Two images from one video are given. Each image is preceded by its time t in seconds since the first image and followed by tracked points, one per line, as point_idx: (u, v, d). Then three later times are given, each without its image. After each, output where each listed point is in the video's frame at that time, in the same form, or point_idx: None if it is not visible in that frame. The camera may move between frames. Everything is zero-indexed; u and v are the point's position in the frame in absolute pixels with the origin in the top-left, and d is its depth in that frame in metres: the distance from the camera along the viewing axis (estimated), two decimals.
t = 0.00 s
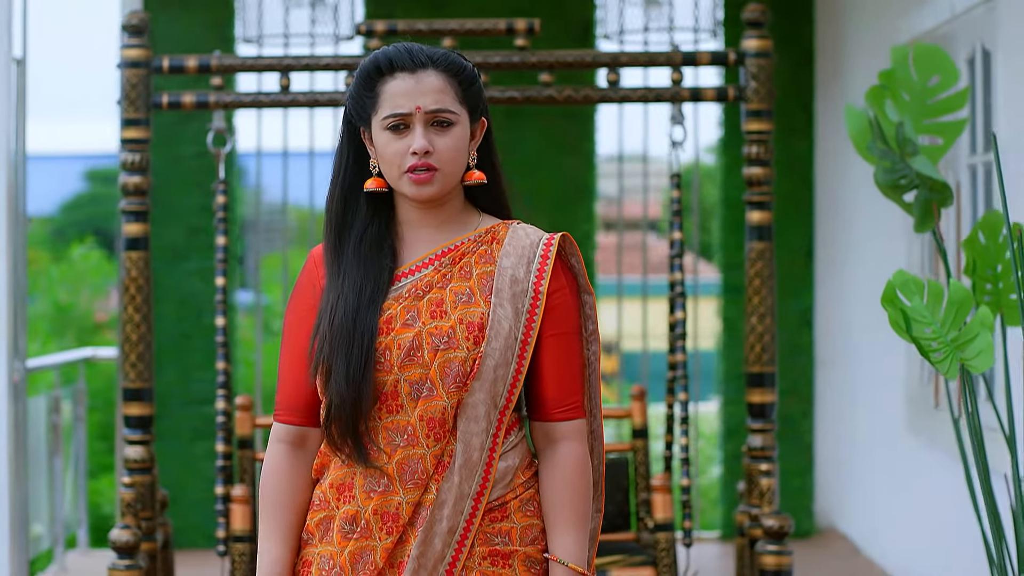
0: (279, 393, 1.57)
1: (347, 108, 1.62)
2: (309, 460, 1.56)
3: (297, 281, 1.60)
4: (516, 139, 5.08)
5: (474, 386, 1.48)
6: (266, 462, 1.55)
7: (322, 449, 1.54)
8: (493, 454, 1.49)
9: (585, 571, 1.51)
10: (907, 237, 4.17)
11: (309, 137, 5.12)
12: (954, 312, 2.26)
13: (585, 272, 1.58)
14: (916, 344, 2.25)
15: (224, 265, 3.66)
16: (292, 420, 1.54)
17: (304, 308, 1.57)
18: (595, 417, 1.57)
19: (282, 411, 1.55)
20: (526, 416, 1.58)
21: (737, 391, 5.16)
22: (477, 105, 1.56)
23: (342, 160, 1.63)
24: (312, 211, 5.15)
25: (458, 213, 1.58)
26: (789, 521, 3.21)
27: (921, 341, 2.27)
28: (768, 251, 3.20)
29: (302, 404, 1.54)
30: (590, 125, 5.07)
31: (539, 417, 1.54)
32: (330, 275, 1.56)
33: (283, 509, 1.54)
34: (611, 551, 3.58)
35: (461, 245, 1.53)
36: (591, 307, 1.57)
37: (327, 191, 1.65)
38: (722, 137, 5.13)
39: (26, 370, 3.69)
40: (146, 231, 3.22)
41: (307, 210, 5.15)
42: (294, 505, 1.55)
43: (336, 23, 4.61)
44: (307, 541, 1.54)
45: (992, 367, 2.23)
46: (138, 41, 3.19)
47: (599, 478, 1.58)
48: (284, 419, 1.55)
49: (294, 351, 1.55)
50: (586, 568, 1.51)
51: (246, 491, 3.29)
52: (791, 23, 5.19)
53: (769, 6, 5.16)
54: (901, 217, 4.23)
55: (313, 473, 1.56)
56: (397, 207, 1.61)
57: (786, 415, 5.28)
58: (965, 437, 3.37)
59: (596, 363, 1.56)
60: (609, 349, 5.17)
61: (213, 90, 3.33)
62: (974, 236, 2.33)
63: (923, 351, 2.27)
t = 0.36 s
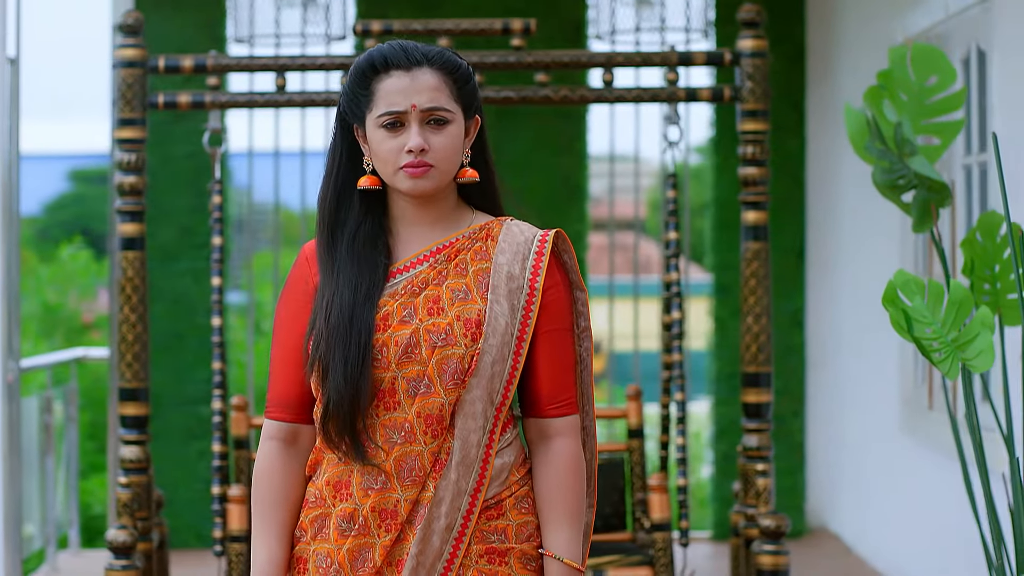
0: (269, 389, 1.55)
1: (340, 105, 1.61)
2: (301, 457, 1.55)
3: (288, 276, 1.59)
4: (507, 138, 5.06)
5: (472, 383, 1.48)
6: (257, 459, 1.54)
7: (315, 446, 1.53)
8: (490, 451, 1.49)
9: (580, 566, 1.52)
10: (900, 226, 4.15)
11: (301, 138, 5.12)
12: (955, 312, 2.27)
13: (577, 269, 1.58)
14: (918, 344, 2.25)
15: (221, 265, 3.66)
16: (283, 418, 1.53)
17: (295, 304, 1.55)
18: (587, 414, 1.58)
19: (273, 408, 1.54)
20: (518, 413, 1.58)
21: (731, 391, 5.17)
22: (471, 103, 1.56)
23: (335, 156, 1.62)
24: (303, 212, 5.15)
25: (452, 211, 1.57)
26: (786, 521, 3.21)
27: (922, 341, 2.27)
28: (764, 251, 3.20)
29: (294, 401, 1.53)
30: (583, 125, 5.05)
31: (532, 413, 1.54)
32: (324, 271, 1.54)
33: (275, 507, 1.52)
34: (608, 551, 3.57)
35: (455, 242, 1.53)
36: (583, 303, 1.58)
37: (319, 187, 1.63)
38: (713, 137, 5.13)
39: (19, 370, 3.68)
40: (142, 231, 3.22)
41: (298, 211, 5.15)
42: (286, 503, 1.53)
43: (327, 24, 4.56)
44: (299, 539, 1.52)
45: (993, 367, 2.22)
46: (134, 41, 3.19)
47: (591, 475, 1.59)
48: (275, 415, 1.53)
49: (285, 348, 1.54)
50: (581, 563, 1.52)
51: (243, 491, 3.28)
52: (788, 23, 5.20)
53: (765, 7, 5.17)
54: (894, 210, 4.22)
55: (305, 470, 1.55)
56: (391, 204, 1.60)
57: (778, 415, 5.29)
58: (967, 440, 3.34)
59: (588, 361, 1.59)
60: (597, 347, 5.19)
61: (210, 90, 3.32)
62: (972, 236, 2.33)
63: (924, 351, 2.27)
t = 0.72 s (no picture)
0: (264, 387, 1.54)
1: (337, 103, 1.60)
2: (297, 455, 1.54)
3: (282, 273, 1.58)
4: (501, 138, 5.06)
5: (472, 381, 1.48)
6: (253, 456, 1.53)
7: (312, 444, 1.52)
8: (490, 448, 1.49)
9: (578, 563, 1.52)
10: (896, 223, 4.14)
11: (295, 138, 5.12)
12: (958, 312, 2.28)
13: (573, 267, 1.59)
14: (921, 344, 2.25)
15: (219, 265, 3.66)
16: (279, 414, 1.52)
17: (290, 301, 1.54)
18: (583, 411, 1.58)
19: (269, 406, 1.53)
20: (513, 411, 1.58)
21: (727, 390, 5.17)
22: (470, 102, 1.56)
23: (332, 154, 1.61)
24: (297, 212, 5.13)
25: (449, 210, 1.57)
26: (785, 520, 3.21)
27: (926, 341, 2.28)
28: (762, 251, 3.20)
29: (288, 399, 1.52)
30: (577, 125, 5.05)
31: (529, 411, 1.54)
32: (321, 268, 1.54)
33: (272, 505, 1.52)
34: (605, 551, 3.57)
35: (453, 240, 1.53)
36: (578, 301, 1.58)
37: (315, 186, 1.62)
38: (707, 137, 5.14)
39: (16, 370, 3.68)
40: (141, 231, 3.22)
41: (290, 212, 5.14)
42: (282, 500, 1.52)
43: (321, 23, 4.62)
44: (296, 538, 1.52)
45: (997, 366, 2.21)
46: (132, 40, 3.19)
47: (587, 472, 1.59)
48: (270, 413, 1.52)
49: (280, 345, 1.53)
50: (579, 560, 1.52)
51: (242, 491, 3.28)
52: (783, 22, 5.20)
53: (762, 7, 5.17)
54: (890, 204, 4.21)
55: (302, 468, 1.54)
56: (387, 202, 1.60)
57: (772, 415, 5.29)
58: (967, 439, 3.32)
59: (584, 356, 1.57)
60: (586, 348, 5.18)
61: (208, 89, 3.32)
62: (972, 236, 2.33)
63: (929, 351, 2.27)
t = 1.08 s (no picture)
0: (261, 387, 1.53)
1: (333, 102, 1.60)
2: (296, 455, 1.54)
3: (278, 272, 1.57)
4: (495, 138, 5.05)
5: (473, 380, 1.48)
6: (252, 456, 1.53)
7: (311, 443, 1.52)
8: (490, 447, 1.49)
9: (579, 559, 1.53)
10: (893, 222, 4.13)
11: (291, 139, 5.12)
12: (962, 310, 2.26)
13: (570, 265, 1.59)
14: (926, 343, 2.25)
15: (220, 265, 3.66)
16: (277, 415, 1.52)
17: (287, 300, 1.53)
18: (581, 408, 1.59)
19: (267, 406, 1.52)
20: (511, 409, 1.58)
21: (726, 391, 5.17)
22: (467, 102, 1.56)
23: (329, 154, 1.61)
24: (293, 212, 5.14)
25: (447, 210, 1.57)
26: (785, 520, 3.20)
27: (931, 340, 2.27)
28: (761, 251, 3.20)
29: (286, 399, 1.52)
30: (573, 125, 5.05)
31: (527, 409, 1.55)
32: (319, 268, 1.53)
33: (273, 505, 1.51)
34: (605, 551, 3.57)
35: (452, 239, 1.53)
36: (575, 299, 1.58)
37: (313, 185, 1.62)
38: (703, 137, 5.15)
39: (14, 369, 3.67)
40: (141, 231, 3.21)
41: (286, 211, 5.15)
42: (282, 500, 1.52)
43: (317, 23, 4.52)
44: (297, 537, 1.52)
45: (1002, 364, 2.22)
46: (132, 40, 3.19)
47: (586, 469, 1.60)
48: (268, 413, 1.52)
49: (278, 345, 1.52)
50: (580, 557, 1.53)
51: (243, 491, 3.28)
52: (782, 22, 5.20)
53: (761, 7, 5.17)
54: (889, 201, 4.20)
55: (301, 467, 1.54)
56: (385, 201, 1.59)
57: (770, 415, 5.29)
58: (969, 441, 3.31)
59: (580, 354, 1.58)
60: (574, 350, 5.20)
61: (208, 89, 3.32)
62: (975, 237, 2.32)
63: (933, 350, 2.27)
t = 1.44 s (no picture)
0: (263, 386, 1.53)
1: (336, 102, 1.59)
2: (299, 454, 1.53)
3: (280, 271, 1.56)
4: (493, 138, 5.05)
5: (479, 378, 1.48)
6: (254, 455, 1.52)
7: (314, 443, 1.51)
8: (495, 445, 1.50)
9: (583, 555, 1.54)
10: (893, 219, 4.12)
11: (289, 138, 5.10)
12: (970, 310, 2.26)
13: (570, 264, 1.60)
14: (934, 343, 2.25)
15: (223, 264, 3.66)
16: (279, 415, 1.51)
17: (289, 300, 1.53)
18: (581, 407, 1.59)
19: (268, 406, 1.51)
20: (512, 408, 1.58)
21: (728, 390, 5.17)
22: (469, 102, 1.57)
23: (331, 154, 1.60)
24: (291, 214, 5.17)
25: (448, 210, 1.57)
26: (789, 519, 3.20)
27: (939, 340, 2.28)
28: (764, 250, 3.20)
29: (289, 398, 1.51)
30: (572, 124, 5.04)
31: (529, 408, 1.55)
32: (323, 267, 1.53)
33: (276, 504, 1.51)
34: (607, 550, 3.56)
35: (455, 238, 1.53)
36: (575, 298, 1.59)
37: (315, 185, 1.61)
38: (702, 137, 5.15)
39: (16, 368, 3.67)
40: (144, 230, 3.22)
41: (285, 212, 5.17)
42: (285, 500, 1.52)
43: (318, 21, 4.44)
44: (301, 536, 1.51)
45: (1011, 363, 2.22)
46: (134, 40, 3.18)
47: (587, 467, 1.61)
48: (271, 413, 1.51)
49: (281, 344, 1.51)
50: (583, 553, 1.54)
51: (246, 490, 3.29)
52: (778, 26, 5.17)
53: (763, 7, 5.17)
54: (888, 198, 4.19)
55: (304, 467, 1.53)
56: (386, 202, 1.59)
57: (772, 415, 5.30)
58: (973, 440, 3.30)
59: (581, 353, 1.59)
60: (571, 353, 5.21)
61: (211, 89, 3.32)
62: (979, 237, 2.31)
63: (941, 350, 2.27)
